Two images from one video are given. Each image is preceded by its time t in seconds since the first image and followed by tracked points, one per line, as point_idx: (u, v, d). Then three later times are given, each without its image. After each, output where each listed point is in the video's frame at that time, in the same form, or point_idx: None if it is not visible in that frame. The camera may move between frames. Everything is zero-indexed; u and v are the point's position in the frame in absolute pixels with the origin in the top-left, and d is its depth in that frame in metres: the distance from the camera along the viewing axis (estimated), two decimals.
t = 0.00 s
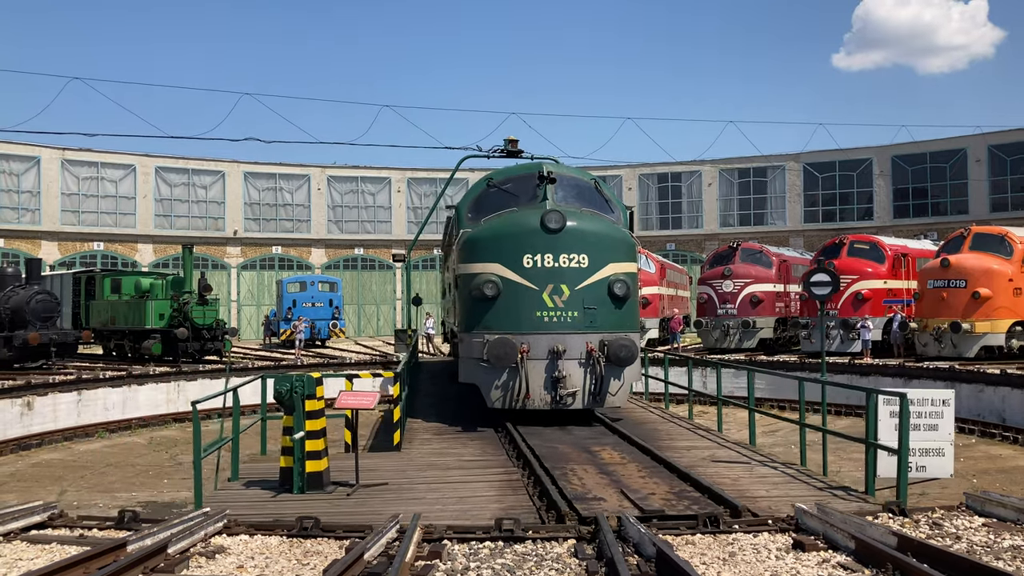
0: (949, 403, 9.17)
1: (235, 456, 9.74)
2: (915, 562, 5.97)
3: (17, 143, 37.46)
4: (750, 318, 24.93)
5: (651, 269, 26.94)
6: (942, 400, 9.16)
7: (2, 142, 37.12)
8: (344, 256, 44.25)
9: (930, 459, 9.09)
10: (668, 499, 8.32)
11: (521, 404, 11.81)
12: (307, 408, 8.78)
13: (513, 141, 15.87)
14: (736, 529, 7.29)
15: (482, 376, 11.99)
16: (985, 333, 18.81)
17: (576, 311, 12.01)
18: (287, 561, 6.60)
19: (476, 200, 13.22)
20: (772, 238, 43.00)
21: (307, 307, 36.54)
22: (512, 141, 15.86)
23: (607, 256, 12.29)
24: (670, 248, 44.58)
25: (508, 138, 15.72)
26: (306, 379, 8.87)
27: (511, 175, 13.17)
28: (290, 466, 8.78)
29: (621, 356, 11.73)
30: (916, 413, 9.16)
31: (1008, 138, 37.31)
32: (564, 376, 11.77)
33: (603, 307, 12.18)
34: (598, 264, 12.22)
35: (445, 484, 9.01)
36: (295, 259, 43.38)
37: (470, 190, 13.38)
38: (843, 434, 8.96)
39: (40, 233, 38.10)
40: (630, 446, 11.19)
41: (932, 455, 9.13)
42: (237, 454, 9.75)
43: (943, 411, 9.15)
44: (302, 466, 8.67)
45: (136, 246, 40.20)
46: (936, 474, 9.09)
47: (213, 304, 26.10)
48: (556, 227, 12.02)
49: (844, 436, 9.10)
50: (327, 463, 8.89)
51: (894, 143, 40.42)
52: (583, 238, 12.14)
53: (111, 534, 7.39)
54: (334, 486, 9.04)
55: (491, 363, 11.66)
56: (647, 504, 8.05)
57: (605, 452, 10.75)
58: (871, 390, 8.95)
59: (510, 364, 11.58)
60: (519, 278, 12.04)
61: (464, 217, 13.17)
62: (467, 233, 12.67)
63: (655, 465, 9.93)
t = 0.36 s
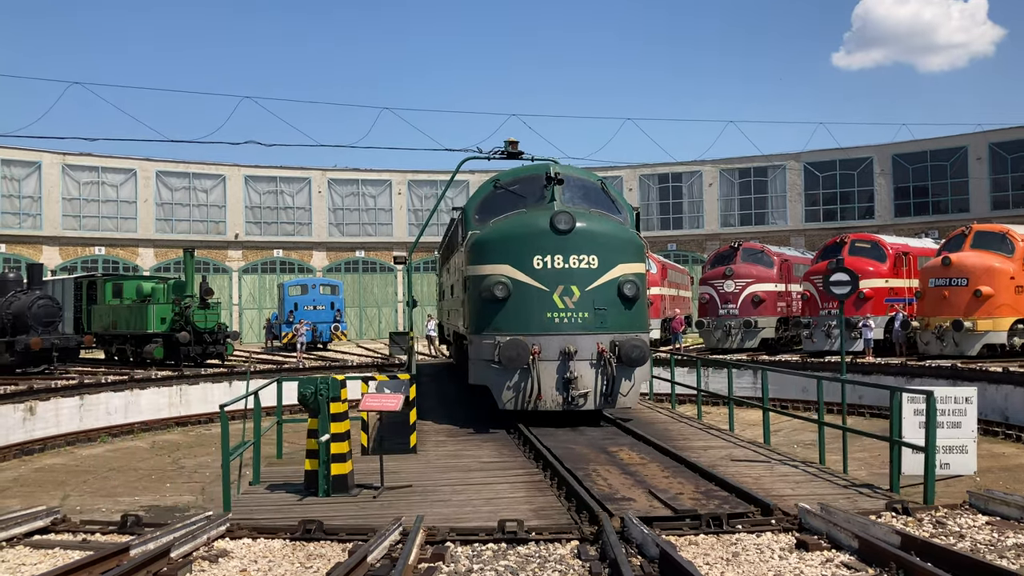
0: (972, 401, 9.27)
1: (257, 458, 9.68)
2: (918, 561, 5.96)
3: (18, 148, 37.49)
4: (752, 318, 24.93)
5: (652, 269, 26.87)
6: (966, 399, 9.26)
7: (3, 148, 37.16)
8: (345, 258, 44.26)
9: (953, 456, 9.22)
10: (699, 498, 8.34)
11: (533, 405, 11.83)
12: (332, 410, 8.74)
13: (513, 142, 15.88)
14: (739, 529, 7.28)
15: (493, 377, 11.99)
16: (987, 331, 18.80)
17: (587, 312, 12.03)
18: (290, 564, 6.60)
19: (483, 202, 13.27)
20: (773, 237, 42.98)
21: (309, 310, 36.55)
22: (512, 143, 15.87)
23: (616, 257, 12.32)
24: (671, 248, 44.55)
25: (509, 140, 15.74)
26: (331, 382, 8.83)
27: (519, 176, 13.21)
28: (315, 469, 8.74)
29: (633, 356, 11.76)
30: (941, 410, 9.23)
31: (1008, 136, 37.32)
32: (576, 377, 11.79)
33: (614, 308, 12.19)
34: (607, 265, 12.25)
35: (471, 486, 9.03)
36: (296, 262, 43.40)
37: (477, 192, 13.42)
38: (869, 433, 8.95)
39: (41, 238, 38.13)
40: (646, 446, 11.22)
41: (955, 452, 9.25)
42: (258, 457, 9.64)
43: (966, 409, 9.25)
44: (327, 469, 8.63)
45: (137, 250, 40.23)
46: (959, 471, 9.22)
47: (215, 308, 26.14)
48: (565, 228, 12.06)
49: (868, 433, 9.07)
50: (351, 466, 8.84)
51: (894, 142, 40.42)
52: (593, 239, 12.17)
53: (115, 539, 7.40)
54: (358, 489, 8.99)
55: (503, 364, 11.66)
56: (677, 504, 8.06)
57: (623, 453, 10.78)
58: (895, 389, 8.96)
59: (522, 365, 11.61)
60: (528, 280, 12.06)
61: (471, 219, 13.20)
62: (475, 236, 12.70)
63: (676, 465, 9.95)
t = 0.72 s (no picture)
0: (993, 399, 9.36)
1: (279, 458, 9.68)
2: (920, 561, 5.96)
3: (18, 152, 37.53)
4: (753, 318, 24.92)
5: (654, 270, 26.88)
6: (987, 396, 9.34)
7: (4, 152, 37.20)
8: (346, 261, 44.24)
9: (975, 454, 9.33)
10: (727, 496, 8.36)
11: (545, 406, 11.86)
12: (357, 412, 8.72)
13: (513, 143, 15.87)
14: (742, 528, 7.28)
15: (504, 378, 12.00)
16: (989, 330, 18.80)
17: (596, 313, 12.08)
18: (293, 567, 6.60)
19: (490, 202, 13.27)
20: (774, 237, 42.94)
21: (310, 313, 36.56)
22: (512, 144, 15.86)
23: (625, 257, 12.38)
24: (673, 249, 44.51)
25: (509, 141, 15.76)
26: (355, 383, 8.80)
27: (525, 177, 13.25)
28: (340, 471, 8.76)
29: (645, 357, 11.82)
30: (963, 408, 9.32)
31: (1009, 134, 37.31)
32: (587, 377, 11.85)
33: (623, 308, 12.25)
34: (616, 266, 12.29)
35: (496, 487, 9.05)
36: (297, 265, 43.42)
37: (483, 193, 13.42)
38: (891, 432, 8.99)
39: (42, 242, 38.16)
40: (662, 447, 11.23)
41: (977, 450, 9.36)
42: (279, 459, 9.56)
43: (987, 406, 9.35)
44: (352, 471, 8.65)
45: (138, 254, 40.26)
46: (982, 468, 9.32)
47: (216, 312, 26.27)
48: (575, 229, 12.10)
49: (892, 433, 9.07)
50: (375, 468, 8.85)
51: (894, 142, 40.41)
52: (602, 240, 12.22)
53: (117, 542, 7.40)
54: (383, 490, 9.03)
55: (515, 365, 11.68)
56: (706, 502, 8.10)
57: (641, 453, 10.80)
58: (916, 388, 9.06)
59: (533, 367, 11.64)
60: (538, 281, 12.09)
61: (479, 220, 13.23)
62: (483, 237, 12.70)
63: (697, 465, 9.96)
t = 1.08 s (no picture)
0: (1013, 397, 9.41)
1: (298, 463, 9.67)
2: (921, 561, 5.96)
3: (18, 154, 37.57)
4: (754, 319, 24.93)
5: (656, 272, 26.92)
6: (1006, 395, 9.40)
7: (4, 154, 37.24)
8: (346, 263, 44.23)
9: (997, 453, 9.35)
10: (754, 496, 8.42)
11: (555, 407, 11.85)
12: (381, 415, 8.72)
13: (513, 146, 15.89)
14: (742, 530, 7.27)
15: (514, 379, 11.96)
16: (990, 330, 18.78)
17: (606, 314, 12.11)
18: (293, 569, 6.60)
19: (496, 203, 13.27)
20: (774, 238, 42.96)
21: (310, 314, 36.56)
22: (512, 146, 15.88)
23: (634, 259, 12.44)
24: (673, 250, 44.50)
25: (509, 143, 15.78)
26: (379, 385, 8.80)
27: (531, 179, 13.28)
28: (364, 473, 8.76)
29: (655, 358, 11.84)
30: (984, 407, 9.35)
31: (1009, 135, 37.30)
32: (597, 379, 11.85)
33: (632, 309, 12.29)
34: (625, 267, 12.35)
35: (517, 489, 9.08)
36: (298, 267, 43.44)
37: (490, 193, 13.42)
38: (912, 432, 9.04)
39: (43, 245, 38.17)
40: (677, 447, 11.26)
41: (999, 449, 9.37)
42: (302, 464, 9.55)
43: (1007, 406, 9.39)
44: (376, 473, 8.65)
45: (138, 256, 40.27)
46: (1004, 467, 9.34)
47: (217, 313, 26.25)
48: (584, 230, 12.15)
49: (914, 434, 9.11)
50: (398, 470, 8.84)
51: (894, 142, 40.42)
52: (611, 241, 12.29)
53: (117, 544, 7.40)
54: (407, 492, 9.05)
55: (526, 366, 11.63)
56: (734, 502, 8.15)
57: (657, 454, 10.85)
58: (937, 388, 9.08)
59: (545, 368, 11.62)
60: (548, 282, 12.10)
61: (485, 221, 13.18)
62: (491, 238, 12.71)
63: (717, 466, 10.00)
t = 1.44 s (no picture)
0: None
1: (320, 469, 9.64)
2: (919, 564, 5.97)
3: (18, 157, 37.60)
4: (753, 322, 24.94)
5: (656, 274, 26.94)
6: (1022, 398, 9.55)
7: (4, 157, 37.27)
8: (345, 265, 44.24)
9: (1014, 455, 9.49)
10: (777, 498, 8.49)
11: (564, 409, 11.88)
12: (404, 415, 8.73)
13: (513, 147, 15.89)
14: (741, 532, 7.28)
15: (523, 382, 11.98)
16: (988, 333, 18.80)
17: (614, 316, 12.15)
18: (291, 571, 6.59)
19: (502, 205, 13.22)
20: (774, 241, 42.99)
21: (310, 317, 36.55)
22: (512, 147, 15.89)
23: (641, 261, 12.48)
24: (672, 253, 44.50)
25: (509, 145, 15.81)
26: (402, 386, 8.82)
27: (536, 181, 13.26)
28: (387, 474, 8.73)
29: (664, 360, 11.92)
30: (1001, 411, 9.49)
31: (1008, 138, 37.31)
32: (605, 381, 11.90)
33: (640, 311, 12.33)
34: (633, 269, 12.39)
35: (538, 491, 9.09)
36: (297, 269, 43.43)
37: (495, 195, 13.38)
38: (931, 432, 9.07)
39: (42, 247, 38.17)
40: (690, 449, 11.28)
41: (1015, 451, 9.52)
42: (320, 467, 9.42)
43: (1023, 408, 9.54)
44: (399, 474, 8.63)
45: (137, 258, 40.25)
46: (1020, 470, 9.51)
47: (216, 315, 26.18)
48: (592, 233, 12.17)
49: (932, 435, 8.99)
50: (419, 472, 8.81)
51: (894, 145, 40.43)
52: (619, 244, 12.31)
53: (116, 547, 7.39)
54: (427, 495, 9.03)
55: (535, 369, 11.65)
56: (761, 503, 8.20)
57: (671, 455, 10.88)
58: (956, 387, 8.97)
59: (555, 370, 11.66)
60: (556, 284, 12.11)
61: (491, 223, 13.10)
62: (497, 240, 12.69)
63: (735, 468, 10.03)
